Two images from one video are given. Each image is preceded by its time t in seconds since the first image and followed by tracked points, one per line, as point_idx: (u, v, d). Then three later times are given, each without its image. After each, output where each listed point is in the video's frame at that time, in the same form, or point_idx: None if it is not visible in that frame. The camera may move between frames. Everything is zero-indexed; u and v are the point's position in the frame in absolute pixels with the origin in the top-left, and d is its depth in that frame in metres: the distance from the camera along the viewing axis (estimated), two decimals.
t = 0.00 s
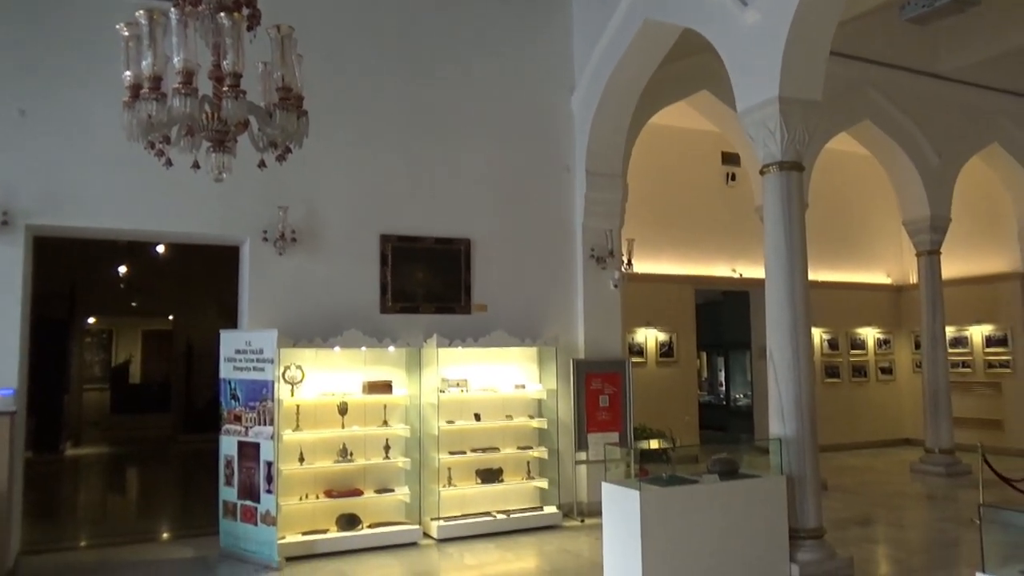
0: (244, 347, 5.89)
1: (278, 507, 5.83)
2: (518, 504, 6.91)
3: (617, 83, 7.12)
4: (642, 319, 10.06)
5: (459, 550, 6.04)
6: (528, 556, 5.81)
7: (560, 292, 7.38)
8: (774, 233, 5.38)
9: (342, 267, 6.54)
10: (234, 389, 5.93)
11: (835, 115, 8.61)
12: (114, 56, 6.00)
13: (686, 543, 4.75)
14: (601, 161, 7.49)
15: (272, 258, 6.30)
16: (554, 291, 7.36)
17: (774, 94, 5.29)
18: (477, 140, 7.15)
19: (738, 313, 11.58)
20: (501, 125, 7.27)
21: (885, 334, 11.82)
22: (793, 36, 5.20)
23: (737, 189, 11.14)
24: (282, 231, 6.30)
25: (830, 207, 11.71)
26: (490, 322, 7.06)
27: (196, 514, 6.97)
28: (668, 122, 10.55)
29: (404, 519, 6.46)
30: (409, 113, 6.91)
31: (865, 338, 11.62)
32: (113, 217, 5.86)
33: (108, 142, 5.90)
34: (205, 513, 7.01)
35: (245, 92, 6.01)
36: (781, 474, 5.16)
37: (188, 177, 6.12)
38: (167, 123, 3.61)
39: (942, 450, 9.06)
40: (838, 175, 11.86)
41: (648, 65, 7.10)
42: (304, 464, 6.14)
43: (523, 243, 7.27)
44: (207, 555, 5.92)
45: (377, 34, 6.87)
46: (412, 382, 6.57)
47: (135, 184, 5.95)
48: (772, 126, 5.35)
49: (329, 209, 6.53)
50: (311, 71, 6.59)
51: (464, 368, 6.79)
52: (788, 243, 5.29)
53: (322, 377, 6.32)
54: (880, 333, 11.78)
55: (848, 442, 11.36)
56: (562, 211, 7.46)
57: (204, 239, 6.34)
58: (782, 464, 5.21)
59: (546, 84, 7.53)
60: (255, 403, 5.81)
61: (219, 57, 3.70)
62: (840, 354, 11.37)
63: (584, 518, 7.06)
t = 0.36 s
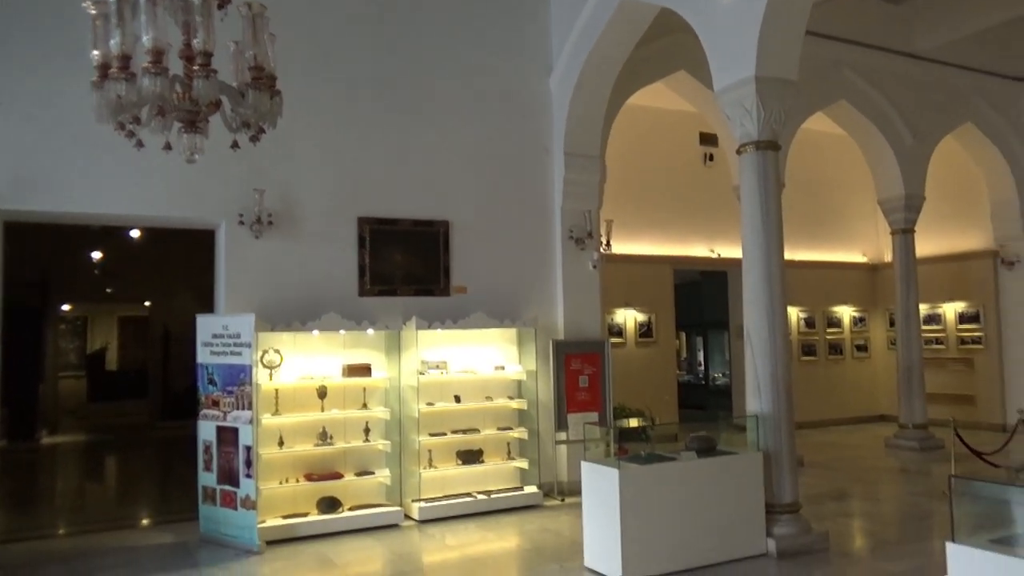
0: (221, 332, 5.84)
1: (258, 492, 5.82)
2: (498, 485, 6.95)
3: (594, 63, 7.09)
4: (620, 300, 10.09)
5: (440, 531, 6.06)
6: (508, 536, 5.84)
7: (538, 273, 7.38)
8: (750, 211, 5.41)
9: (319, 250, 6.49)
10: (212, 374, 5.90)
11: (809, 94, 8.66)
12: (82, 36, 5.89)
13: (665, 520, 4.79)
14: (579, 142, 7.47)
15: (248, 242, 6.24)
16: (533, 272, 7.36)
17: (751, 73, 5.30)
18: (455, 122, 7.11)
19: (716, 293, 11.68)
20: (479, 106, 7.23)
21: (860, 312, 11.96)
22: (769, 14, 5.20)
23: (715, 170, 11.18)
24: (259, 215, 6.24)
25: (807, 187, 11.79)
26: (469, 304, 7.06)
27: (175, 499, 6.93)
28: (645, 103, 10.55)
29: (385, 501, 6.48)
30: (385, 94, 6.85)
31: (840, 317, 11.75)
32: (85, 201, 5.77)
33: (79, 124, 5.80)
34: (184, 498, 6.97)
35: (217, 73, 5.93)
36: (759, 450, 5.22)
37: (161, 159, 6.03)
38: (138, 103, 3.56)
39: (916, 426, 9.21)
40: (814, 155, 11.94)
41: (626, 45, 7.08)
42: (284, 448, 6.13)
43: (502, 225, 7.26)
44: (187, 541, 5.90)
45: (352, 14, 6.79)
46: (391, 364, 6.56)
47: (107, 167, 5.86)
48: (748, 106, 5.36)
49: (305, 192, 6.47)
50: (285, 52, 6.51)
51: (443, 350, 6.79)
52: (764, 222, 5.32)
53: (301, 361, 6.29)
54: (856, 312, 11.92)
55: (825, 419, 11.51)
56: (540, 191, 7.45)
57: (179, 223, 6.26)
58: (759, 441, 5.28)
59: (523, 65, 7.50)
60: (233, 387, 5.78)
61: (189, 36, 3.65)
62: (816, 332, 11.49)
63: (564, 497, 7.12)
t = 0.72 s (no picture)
0: (161, 316, 5.71)
1: (201, 478, 5.72)
2: (448, 467, 6.96)
3: (542, 45, 7.07)
4: (569, 283, 10.14)
5: (388, 514, 6.05)
6: (456, 517, 5.85)
7: (487, 256, 7.38)
8: (695, 195, 5.48)
9: (262, 232, 6.37)
10: (152, 358, 5.76)
11: (751, 80, 8.81)
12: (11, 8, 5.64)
13: (609, 498, 4.86)
14: (526, 124, 7.47)
15: (188, 224, 6.09)
16: (481, 255, 7.35)
17: (696, 57, 5.35)
18: (402, 102, 7.04)
19: (663, 276, 11.83)
20: (426, 86, 7.16)
21: (801, 293, 12.25)
22: None
23: (662, 154, 11.29)
24: (199, 196, 6.09)
25: (751, 172, 11.99)
26: (417, 287, 7.02)
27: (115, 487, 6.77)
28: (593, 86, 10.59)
29: (333, 485, 6.44)
30: (330, 73, 6.73)
31: (782, 298, 12.01)
32: (14, 180, 5.55)
33: (7, 99, 5.56)
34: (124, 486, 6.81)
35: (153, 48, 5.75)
36: (702, 429, 5.34)
37: (95, 137, 5.82)
38: (67, 78, 3.43)
39: (852, 404, 9.50)
40: (758, 140, 12.14)
41: (573, 28, 7.08)
42: (228, 433, 6.03)
43: (450, 207, 7.22)
44: (127, 529, 5.77)
45: None
46: (338, 348, 6.50)
47: (37, 145, 5.64)
48: (694, 90, 5.42)
49: (248, 172, 6.34)
50: (226, 29, 6.34)
51: (391, 333, 6.74)
52: (708, 204, 5.41)
53: (245, 345, 6.18)
54: (797, 293, 12.20)
55: (767, 398, 11.78)
56: (488, 174, 7.43)
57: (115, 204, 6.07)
58: (702, 420, 5.39)
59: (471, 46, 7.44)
60: (174, 372, 5.66)
61: (121, 8, 3.53)
62: (759, 313, 11.73)
63: (513, 478, 7.16)
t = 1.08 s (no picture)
0: (107, 299, 5.57)
1: (149, 464, 5.62)
2: (402, 451, 6.95)
3: (499, 29, 7.04)
4: (524, 269, 10.16)
5: (342, 499, 6.02)
6: (410, 502, 5.85)
7: (442, 241, 7.35)
8: (650, 183, 5.52)
9: (212, 214, 6.25)
10: (97, 342, 5.62)
11: (706, 69, 8.91)
12: None
13: (562, 481, 4.90)
14: (482, 109, 7.44)
15: (135, 205, 5.94)
16: (436, 239, 7.32)
17: (651, 45, 5.37)
18: (357, 84, 6.95)
19: (617, 263, 11.93)
20: (381, 69, 7.07)
21: (752, 281, 12.46)
22: None
23: (618, 141, 11.36)
24: (146, 176, 5.94)
25: (704, 160, 12.13)
26: (371, 271, 6.96)
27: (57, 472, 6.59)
28: (549, 72, 10.57)
29: (285, 471, 6.38)
30: (282, 52, 6.61)
31: (734, 286, 12.20)
32: None
33: None
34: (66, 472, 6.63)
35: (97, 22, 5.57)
36: (654, 413, 5.41)
37: (35, 113, 5.62)
38: (5, 50, 3.30)
39: (800, 389, 9.71)
40: (712, 129, 12.27)
41: (530, 13, 7.06)
42: (177, 419, 5.91)
43: (405, 191, 7.17)
44: (71, 517, 5.64)
45: None
46: (290, 332, 6.41)
47: None
48: (649, 77, 5.44)
49: (197, 152, 6.20)
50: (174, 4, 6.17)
51: (345, 318, 6.68)
52: (662, 191, 5.46)
53: (194, 329, 6.06)
54: (748, 281, 12.40)
55: (718, 383, 11.98)
56: (443, 158, 7.39)
57: (58, 182, 5.88)
58: (654, 404, 5.46)
59: (427, 28, 7.37)
60: (121, 356, 5.54)
61: None
62: (711, 300, 11.91)
63: (467, 463, 7.18)
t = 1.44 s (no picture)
0: (76, 284, 5.49)
1: (120, 450, 5.55)
2: (377, 437, 6.93)
3: (475, 13, 6.98)
4: (500, 255, 10.14)
5: (316, 485, 6.00)
6: (385, 487, 5.85)
7: (418, 226, 7.32)
8: (625, 169, 5.53)
9: (184, 197, 6.17)
10: (66, 327, 5.54)
11: (682, 56, 8.93)
12: None
13: (537, 466, 4.92)
14: (458, 94, 7.39)
15: (104, 188, 5.85)
16: (412, 225, 7.29)
17: (627, 30, 5.35)
18: (331, 68, 6.87)
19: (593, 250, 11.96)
20: (355, 52, 7.00)
21: (727, 268, 12.54)
22: None
23: (594, 128, 11.36)
24: (116, 159, 5.84)
25: (680, 148, 12.17)
26: (346, 257, 6.91)
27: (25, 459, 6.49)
28: (526, 58, 10.52)
29: (259, 457, 6.34)
30: (255, 35, 6.51)
31: (708, 273, 12.28)
32: None
33: None
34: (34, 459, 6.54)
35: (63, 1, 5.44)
36: (628, 398, 5.43)
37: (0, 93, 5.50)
38: None
39: (773, 374, 9.81)
40: (688, 116, 12.31)
41: None
42: (149, 405, 5.84)
43: (380, 176, 7.12)
44: (41, 504, 5.57)
45: None
46: (264, 318, 6.36)
47: None
48: (625, 63, 5.43)
49: (168, 135, 6.11)
50: None
51: (319, 304, 6.63)
52: (637, 178, 5.46)
53: (165, 315, 5.98)
54: (723, 268, 12.49)
55: (692, 369, 12.07)
56: (419, 142, 7.34)
57: (25, 164, 5.77)
58: (629, 389, 5.48)
59: (402, 12, 7.30)
60: (90, 342, 5.46)
61: None
62: (686, 287, 11.98)
63: (443, 449, 7.17)
